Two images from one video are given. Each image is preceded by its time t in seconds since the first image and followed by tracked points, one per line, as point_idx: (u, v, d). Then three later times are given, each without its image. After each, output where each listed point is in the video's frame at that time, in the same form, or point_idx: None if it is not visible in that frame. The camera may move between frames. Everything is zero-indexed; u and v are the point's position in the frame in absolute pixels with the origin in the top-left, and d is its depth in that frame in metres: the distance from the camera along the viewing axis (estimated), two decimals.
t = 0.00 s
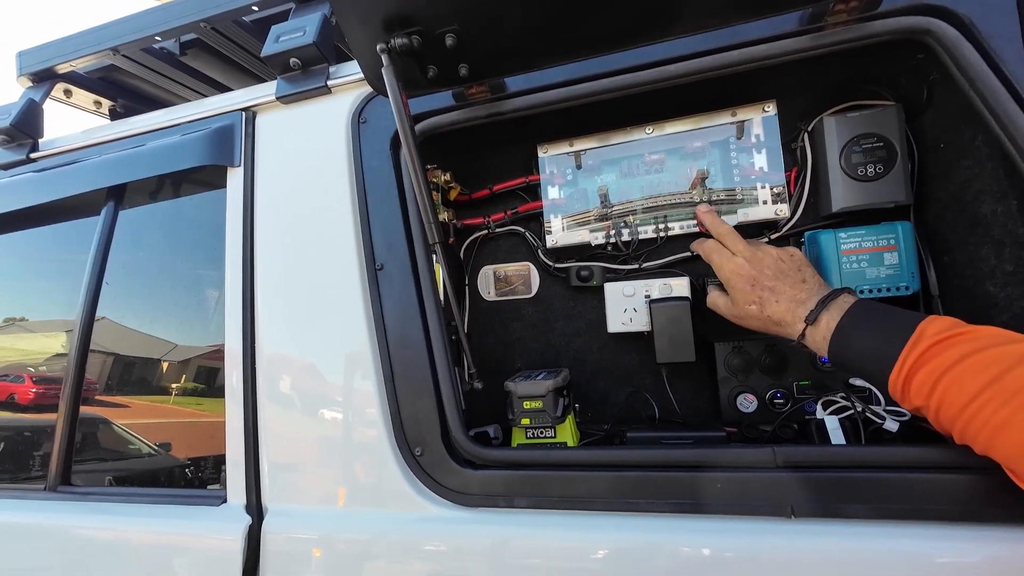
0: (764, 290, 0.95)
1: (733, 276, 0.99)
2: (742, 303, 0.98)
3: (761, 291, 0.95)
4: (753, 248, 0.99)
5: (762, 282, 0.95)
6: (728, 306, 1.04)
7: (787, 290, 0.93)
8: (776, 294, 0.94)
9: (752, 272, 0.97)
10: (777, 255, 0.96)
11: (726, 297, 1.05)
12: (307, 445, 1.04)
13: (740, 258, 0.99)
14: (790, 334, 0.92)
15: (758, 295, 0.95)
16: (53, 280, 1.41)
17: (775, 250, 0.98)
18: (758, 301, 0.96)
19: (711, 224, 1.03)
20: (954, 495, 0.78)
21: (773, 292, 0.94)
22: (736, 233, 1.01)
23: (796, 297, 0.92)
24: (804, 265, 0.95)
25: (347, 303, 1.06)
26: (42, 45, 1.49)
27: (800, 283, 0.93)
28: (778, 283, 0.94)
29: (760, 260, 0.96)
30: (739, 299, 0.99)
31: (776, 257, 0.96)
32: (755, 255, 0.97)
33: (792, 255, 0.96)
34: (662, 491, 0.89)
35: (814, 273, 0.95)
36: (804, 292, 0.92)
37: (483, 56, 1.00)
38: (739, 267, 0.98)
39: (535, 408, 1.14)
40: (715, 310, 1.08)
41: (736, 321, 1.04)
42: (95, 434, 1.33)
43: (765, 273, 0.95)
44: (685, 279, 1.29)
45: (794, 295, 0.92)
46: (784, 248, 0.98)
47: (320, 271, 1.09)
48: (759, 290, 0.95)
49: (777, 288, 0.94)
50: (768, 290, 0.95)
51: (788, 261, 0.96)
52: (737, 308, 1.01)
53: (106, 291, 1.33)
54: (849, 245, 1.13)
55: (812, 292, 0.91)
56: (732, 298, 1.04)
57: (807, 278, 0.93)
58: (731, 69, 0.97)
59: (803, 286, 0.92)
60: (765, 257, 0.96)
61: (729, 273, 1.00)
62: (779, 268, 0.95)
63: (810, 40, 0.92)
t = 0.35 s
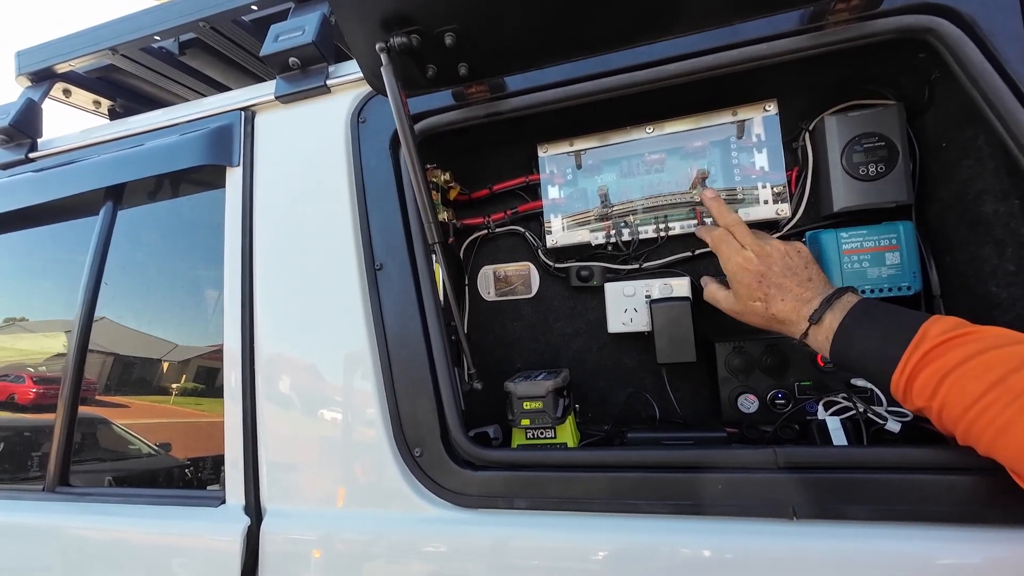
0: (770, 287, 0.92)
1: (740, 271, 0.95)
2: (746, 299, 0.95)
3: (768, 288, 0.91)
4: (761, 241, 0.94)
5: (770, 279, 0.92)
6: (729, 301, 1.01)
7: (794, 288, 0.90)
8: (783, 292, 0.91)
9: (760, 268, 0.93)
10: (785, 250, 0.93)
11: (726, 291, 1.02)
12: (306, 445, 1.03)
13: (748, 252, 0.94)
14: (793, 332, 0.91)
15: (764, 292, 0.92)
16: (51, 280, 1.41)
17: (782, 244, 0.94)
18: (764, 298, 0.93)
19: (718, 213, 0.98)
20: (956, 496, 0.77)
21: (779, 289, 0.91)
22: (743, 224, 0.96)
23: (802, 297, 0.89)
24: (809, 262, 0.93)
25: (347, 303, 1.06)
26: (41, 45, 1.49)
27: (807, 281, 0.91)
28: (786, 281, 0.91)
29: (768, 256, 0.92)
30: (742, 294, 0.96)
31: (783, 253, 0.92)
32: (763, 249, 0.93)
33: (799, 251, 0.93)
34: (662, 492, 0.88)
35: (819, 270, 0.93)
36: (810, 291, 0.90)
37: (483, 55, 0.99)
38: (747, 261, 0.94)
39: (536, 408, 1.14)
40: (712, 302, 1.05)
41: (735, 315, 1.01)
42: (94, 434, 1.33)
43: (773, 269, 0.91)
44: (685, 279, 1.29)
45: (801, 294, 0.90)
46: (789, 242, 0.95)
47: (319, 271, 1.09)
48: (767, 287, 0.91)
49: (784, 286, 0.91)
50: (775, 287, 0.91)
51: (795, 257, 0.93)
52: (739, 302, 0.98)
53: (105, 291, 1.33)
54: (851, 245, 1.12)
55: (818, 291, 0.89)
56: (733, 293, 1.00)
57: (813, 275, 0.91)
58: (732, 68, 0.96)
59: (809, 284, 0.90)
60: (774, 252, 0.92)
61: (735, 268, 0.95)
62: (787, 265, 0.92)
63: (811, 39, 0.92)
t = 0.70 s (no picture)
0: (771, 286, 0.91)
1: (741, 270, 0.94)
2: (747, 297, 0.95)
3: (769, 288, 0.91)
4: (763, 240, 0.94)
5: (771, 279, 0.91)
6: (730, 300, 1.01)
7: (794, 288, 0.90)
8: (783, 292, 0.91)
9: (761, 267, 0.92)
10: (787, 250, 0.92)
11: (727, 290, 1.01)
12: (305, 446, 1.03)
13: (749, 251, 0.94)
14: (793, 332, 0.91)
15: (765, 292, 0.92)
16: (51, 281, 1.41)
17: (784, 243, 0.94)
18: (765, 298, 0.93)
19: (719, 210, 0.97)
20: (956, 498, 0.77)
21: (780, 289, 0.90)
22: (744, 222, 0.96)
23: (802, 297, 0.89)
24: (811, 262, 0.92)
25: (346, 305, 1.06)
26: (41, 46, 1.49)
27: (807, 281, 0.90)
28: (787, 281, 0.90)
29: (769, 255, 0.92)
30: (743, 294, 0.96)
31: (785, 252, 0.92)
32: (764, 248, 0.92)
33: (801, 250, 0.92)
34: (661, 493, 0.88)
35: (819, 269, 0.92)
36: (810, 291, 0.89)
37: (482, 56, 0.99)
38: (748, 261, 0.94)
39: (535, 409, 1.14)
40: (712, 301, 1.05)
41: (738, 313, 1.01)
42: (93, 434, 1.33)
43: (774, 269, 0.91)
44: (685, 279, 1.29)
45: (800, 294, 0.89)
46: (792, 241, 0.94)
47: (318, 272, 1.09)
48: (766, 287, 0.91)
49: (784, 286, 0.91)
50: (776, 287, 0.91)
51: (797, 257, 0.92)
52: (740, 301, 0.98)
53: (104, 292, 1.33)
54: (850, 246, 1.12)
55: (818, 291, 0.89)
56: (734, 292, 1.00)
57: (814, 275, 0.90)
58: (732, 68, 0.96)
59: (810, 284, 0.90)
60: (774, 252, 0.91)
61: (737, 267, 0.95)
62: (788, 265, 0.91)
63: (811, 39, 0.92)
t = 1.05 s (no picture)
0: (769, 290, 0.96)
1: (740, 277, 1.01)
2: (748, 303, 1.00)
3: (767, 291, 0.96)
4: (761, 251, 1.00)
5: (767, 283, 0.97)
6: (735, 309, 1.04)
7: (792, 289, 0.94)
8: (781, 294, 0.95)
9: (758, 273, 0.98)
10: (784, 257, 0.98)
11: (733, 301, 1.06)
12: (306, 447, 1.03)
13: (746, 260, 1.01)
14: (796, 333, 0.92)
15: (763, 295, 0.97)
16: (51, 281, 1.41)
17: (783, 252, 0.99)
18: (764, 301, 0.97)
19: (719, 227, 1.06)
20: (961, 499, 0.77)
21: (777, 291, 0.95)
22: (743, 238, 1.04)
23: (800, 296, 0.92)
24: (810, 266, 0.96)
25: (348, 305, 1.06)
26: (43, 47, 1.49)
27: (806, 283, 0.94)
28: (783, 283, 0.95)
29: (765, 261, 0.98)
30: (745, 299, 1.01)
31: (781, 259, 0.97)
32: (761, 255, 0.99)
33: (799, 256, 0.97)
34: (665, 493, 0.88)
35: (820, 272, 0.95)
36: (808, 291, 0.92)
37: (485, 56, 0.99)
38: (746, 268, 1.00)
39: (537, 410, 1.14)
40: (723, 314, 1.07)
41: (746, 324, 1.04)
42: (95, 435, 1.32)
43: (770, 274, 0.97)
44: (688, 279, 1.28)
45: (799, 294, 0.93)
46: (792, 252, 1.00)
47: (320, 272, 1.09)
48: (763, 289, 0.96)
49: (782, 288, 0.95)
50: (774, 290, 0.96)
51: (795, 262, 0.97)
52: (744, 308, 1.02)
53: (106, 292, 1.32)
54: (854, 245, 1.12)
55: (817, 291, 0.92)
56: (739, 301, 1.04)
57: (812, 278, 0.94)
58: (735, 68, 0.96)
59: (808, 286, 0.93)
60: (770, 258, 0.98)
61: (736, 274, 1.01)
62: (785, 269, 0.96)
63: (814, 39, 0.91)
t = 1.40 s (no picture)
0: (772, 291, 0.97)
1: (744, 282, 1.02)
2: (754, 305, 1.00)
3: (769, 293, 0.97)
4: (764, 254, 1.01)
5: (770, 284, 0.97)
6: (744, 313, 1.05)
7: (795, 288, 0.94)
8: (785, 294, 0.95)
9: (761, 276, 0.99)
10: (786, 258, 0.98)
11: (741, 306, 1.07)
12: (306, 448, 1.02)
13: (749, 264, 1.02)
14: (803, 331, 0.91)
15: (767, 297, 0.97)
16: (50, 281, 1.40)
17: (786, 254, 0.99)
18: (768, 302, 0.97)
19: (724, 230, 1.05)
20: (973, 501, 0.75)
21: (781, 292, 0.95)
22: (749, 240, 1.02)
23: (804, 294, 0.92)
24: (814, 266, 0.96)
25: (348, 304, 1.04)
26: (40, 44, 1.48)
27: (810, 281, 0.94)
28: (786, 284, 0.95)
29: (766, 263, 0.98)
30: (751, 302, 1.01)
31: (784, 260, 0.98)
32: (762, 259, 0.99)
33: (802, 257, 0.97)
34: (670, 495, 0.86)
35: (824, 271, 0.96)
36: (813, 289, 0.92)
37: (487, 51, 0.98)
38: (749, 273, 1.01)
39: (540, 410, 1.12)
40: (732, 320, 1.09)
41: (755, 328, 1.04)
42: (93, 436, 1.31)
43: (772, 276, 0.97)
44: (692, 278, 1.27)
45: (803, 292, 0.92)
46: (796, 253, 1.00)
47: (320, 271, 1.07)
48: (766, 291, 0.97)
49: (785, 288, 0.95)
50: (777, 291, 0.96)
51: (798, 263, 0.97)
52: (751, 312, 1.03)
53: (104, 292, 1.31)
54: (861, 243, 1.10)
55: (822, 289, 0.91)
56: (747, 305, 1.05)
57: (816, 277, 0.94)
58: (740, 62, 0.95)
59: (813, 284, 0.93)
60: (772, 261, 0.98)
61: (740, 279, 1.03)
62: (787, 270, 0.96)
63: (820, 33, 0.90)
